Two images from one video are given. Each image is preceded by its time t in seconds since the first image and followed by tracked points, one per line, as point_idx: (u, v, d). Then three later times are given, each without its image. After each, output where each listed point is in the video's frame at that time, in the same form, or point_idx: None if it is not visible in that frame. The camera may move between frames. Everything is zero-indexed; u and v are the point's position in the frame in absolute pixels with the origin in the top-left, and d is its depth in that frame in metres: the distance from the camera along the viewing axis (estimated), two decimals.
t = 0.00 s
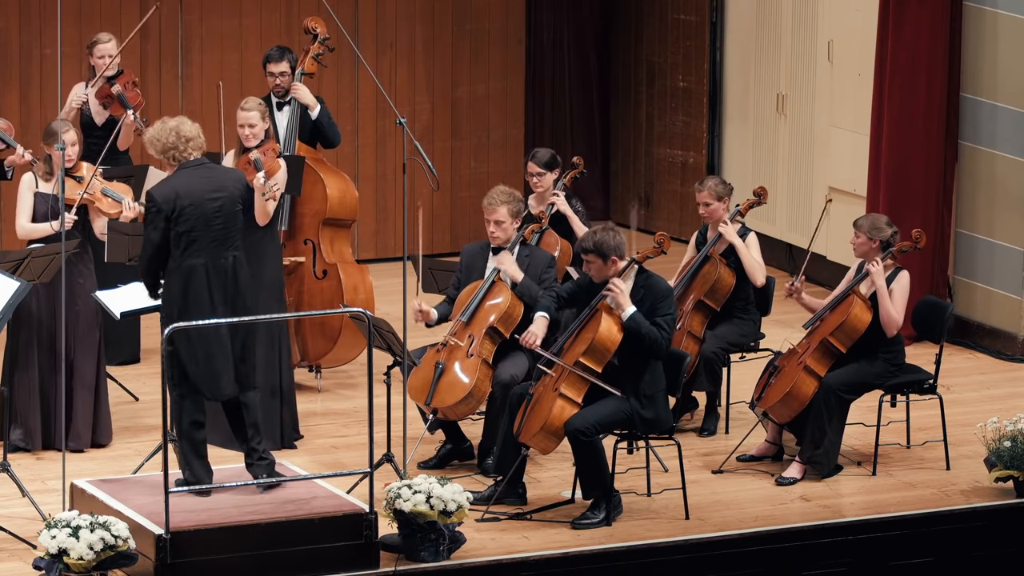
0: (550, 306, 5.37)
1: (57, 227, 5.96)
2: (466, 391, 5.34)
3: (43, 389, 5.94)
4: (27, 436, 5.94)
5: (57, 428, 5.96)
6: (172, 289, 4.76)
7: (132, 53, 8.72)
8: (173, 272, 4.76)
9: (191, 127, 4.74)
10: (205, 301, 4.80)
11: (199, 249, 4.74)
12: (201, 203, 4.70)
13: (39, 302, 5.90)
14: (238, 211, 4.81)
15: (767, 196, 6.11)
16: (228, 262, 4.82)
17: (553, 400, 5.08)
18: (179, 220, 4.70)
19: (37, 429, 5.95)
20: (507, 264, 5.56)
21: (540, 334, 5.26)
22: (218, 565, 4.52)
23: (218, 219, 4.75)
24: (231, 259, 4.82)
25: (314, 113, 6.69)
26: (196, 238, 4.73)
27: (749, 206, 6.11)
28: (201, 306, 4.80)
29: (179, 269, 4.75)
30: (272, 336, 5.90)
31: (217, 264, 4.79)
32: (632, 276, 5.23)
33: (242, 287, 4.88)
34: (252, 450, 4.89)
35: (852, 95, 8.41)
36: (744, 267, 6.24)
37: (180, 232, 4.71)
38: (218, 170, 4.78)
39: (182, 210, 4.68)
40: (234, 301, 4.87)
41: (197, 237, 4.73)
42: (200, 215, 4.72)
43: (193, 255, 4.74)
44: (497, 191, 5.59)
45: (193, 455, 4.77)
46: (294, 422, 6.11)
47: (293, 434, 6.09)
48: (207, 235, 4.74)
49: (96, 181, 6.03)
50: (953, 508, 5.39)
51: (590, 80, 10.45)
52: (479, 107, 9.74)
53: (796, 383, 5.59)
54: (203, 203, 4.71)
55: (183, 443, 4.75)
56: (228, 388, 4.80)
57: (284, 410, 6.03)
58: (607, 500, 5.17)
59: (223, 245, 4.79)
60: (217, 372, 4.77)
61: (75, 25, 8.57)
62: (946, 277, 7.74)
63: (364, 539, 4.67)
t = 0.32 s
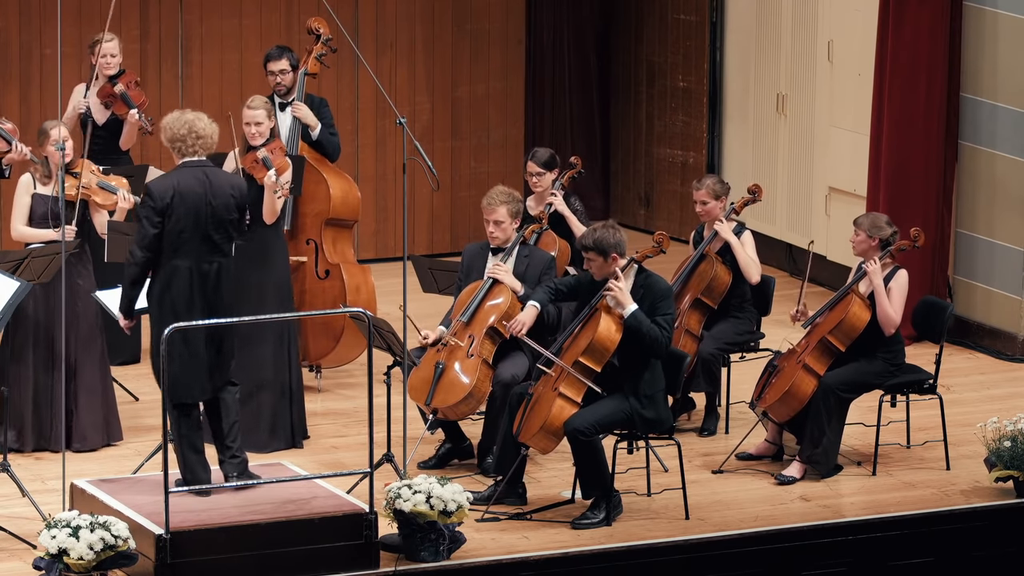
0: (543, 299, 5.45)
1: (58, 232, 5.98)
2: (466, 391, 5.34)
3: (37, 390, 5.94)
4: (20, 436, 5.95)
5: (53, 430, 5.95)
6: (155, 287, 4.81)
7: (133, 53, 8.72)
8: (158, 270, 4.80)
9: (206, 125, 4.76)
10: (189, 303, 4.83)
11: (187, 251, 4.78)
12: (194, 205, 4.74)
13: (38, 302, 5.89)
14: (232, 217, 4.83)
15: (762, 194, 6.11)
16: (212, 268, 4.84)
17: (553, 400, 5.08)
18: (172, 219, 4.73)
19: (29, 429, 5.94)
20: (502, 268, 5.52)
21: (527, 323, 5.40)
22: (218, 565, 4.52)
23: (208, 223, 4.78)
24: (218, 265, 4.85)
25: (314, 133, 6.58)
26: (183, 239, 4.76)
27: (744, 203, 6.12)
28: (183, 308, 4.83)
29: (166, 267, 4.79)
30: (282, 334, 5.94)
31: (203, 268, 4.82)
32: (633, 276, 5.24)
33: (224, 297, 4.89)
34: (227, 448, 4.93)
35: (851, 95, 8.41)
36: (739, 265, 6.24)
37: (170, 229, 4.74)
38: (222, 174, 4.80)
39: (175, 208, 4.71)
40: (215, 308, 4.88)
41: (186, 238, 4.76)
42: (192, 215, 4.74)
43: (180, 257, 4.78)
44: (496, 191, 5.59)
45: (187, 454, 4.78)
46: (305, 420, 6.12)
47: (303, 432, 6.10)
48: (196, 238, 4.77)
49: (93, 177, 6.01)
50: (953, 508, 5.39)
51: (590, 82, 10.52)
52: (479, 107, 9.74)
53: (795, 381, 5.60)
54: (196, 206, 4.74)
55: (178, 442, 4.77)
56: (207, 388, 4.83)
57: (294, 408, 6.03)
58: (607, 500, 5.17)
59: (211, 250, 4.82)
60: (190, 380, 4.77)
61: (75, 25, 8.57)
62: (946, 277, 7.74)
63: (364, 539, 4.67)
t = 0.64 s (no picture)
0: (539, 295, 5.45)
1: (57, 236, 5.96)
2: (466, 391, 5.34)
3: (32, 387, 5.94)
4: (17, 437, 5.94)
5: (50, 428, 5.97)
6: (149, 288, 4.82)
7: (132, 54, 8.72)
8: (152, 272, 4.82)
9: (213, 128, 4.75)
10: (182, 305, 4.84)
11: (179, 252, 4.78)
12: (188, 208, 4.73)
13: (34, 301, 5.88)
14: (227, 222, 4.82)
15: (761, 194, 6.11)
16: (203, 274, 4.84)
17: (553, 400, 5.08)
18: (166, 222, 4.73)
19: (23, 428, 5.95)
20: (502, 267, 5.52)
21: (520, 320, 5.40)
22: (218, 565, 4.52)
23: (202, 226, 4.78)
24: (212, 268, 4.85)
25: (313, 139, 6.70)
26: (176, 243, 4.76)
27: (743, 203, 6.12)
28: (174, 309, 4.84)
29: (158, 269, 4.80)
30: (289, 333, 5.94)
31: (196, 271, 4.83)
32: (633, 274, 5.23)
33: (218, 302, 4.90)
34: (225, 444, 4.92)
35: (852, 95, 8.41)
36: (738, 266, 6.25)
37: (164, 232, 4.74)
38: (220, 179, 4.79)
39: (170, 211, 4.71)
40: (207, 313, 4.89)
41: (180, 241, 4.77)
42: (186, 219, 4.74)
43: (173, 260, 4.78)
44: (497, 190, 5.59)
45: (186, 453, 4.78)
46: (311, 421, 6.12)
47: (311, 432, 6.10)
48: (189, 241, 4.78)
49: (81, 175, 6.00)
50: (953, 508, 5.39)
51: (590, 81, 10.28)
52: (479, 107, 9.75)
53: (794, 380, 5.60)
54: (190, 209, 4.74)
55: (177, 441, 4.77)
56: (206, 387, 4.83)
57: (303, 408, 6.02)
58: (607, 500, 5.17)
59: (205, 254, 4.82)
60: (184, 370, 4.78)
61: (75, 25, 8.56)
62: (946, 276, 7.74)
63: (364, 539, 4.67)
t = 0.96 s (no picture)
0: (539, 291, 5.42)
1: (52, 240, 5.94)
2: (466, 391, 5.34)
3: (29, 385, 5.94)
4: (14, 435, 5.94)
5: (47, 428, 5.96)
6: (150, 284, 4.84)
7: (132, 54, 8.72)
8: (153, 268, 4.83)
9: (216, 129, 4.75)
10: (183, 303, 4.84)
11: (177, 252, 4.78)
12: (186, 208, 4.73)
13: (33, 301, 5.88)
14: (227, 224, 4.79)
15: (764, 195, 6.12)
16: (204, 274, 4.83)
17: (553, 400, 5.07)
18: (164, 221, 4.73)
19: (20, 428, 5.95)
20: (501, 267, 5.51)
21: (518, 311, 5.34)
22: (218, 565, 4.52)
23: (201, 227, 4.76)
24: (212, 268, 4.84)
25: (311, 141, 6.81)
26: (174, 243, 4.76)
27: (745, 204, 6.12)
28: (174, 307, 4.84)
29: (158, 267, 4.81)
30: (293, 333, 5.91)
31: (195, 271, 4.82)
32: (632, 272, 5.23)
33: (220, 301, 4.89)
34: (243, 447, 4.89)
35: (852, 95, 8.41)
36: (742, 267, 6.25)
37: (162, 232, 4.74)
38: (221, 179, 4.76)
39: (167, 211, 4.72)
40: (210, 310, 4.88)
41: (178, 242, 4.76)
42: (184, 219, 4.74)
43: (171, 259, 4.78)
44: (496, 189, 5.59)
45: (187, 455, 4.77)
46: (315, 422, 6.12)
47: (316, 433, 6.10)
48: (187, 241, 4.77)
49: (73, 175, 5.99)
50: (953, 508, 5.39)
51: (589, 82, 10.34)
52: (479, 107, 9.75)
53: (792, 379, 5.61)
54: (188, 209, 4.73)
55: (178, 443, 4.77)
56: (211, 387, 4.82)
57: (306, 408, 6.01)
58: (607, 500, 5.17)
59: (204, 254, 4.81)
60: (183, 368, 4.77)
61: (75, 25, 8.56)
62: (946, 276, 7.74)
63: (364, 539, 4.67)
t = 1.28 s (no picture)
0: (540, 291, 5.42)
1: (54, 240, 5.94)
2: (466, 391, 5.34)
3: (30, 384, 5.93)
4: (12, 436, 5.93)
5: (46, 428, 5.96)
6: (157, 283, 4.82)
7: (132, 54, 8.72)
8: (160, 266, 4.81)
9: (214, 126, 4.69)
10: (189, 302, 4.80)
11: (182, 249, 4.75)
12: (191, 206, 4.69)
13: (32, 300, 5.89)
14: (234, 222, 4.76)
15: (768, 196, 6.11)
16: (210, 273, 4.80)
17: (552, 398, 5.07)
18: (169, 218, 4.71)
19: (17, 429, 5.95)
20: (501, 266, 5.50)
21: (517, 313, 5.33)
22: (218, 565, 4.52)
23: (206, 225, 4.73)
24: (218, 266, 4.81)
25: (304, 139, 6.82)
26: (180, 240, 4.74)
27: (751, 206, 6.12)
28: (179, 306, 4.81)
29: (164, 266, 4.79)
30: (294, 332, 5.91)
31: (201, 270, 4.79)
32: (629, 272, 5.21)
33: (227, 300, 4.85)
34: (246, 461, 4.82)
35: (852, 95, 8.41)
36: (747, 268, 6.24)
37: (168, 229, 4.72)
38: (227, 178, 4.72)
39: (172, 209, 4.69)
40: (216, 309, 4.84)
41: (183, 239, 4.74)
42: (189, 216, 4.71)
43: (177, 256, 4.76)
44: (497, 189, 5.59)
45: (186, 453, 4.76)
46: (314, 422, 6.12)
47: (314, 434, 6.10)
48: (193, 239, 4.74)
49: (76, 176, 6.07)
50: (953, 508, 5.39)
51: (590, 81, 10.24)
52: (479, 107, 9.75)
53: (790, 377, 5.61)
54: (192, 207, 4.70)
55: (179, 440, 4.75)
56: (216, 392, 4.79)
57: (305, 409, 6.01)
58: (606, 500, 5.17)
59: (210, 252, 4.78)
60: (182, 368, 4.74)
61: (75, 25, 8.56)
62: (946, 276, 7.74)
63: (364, 539, 4.67)
